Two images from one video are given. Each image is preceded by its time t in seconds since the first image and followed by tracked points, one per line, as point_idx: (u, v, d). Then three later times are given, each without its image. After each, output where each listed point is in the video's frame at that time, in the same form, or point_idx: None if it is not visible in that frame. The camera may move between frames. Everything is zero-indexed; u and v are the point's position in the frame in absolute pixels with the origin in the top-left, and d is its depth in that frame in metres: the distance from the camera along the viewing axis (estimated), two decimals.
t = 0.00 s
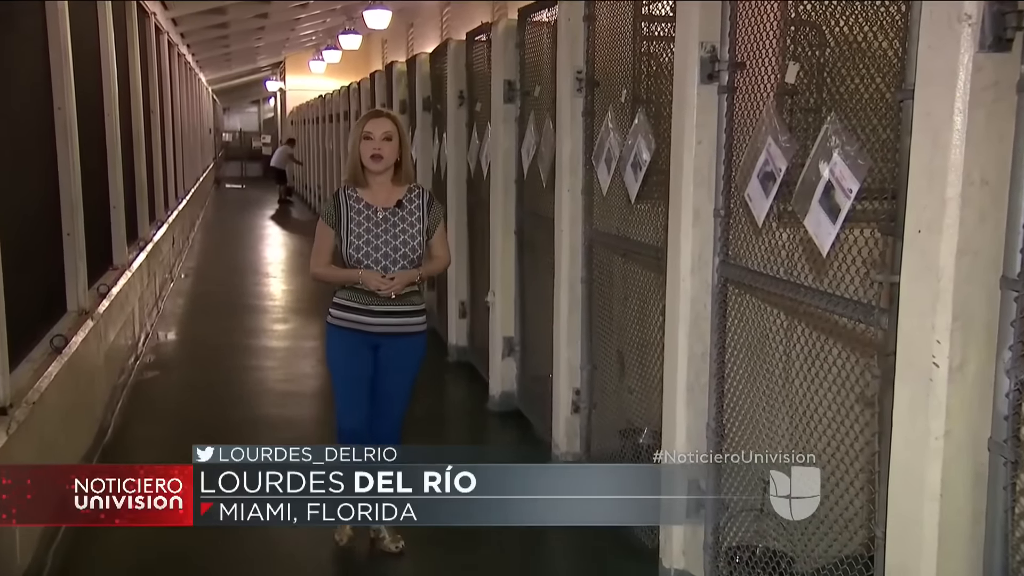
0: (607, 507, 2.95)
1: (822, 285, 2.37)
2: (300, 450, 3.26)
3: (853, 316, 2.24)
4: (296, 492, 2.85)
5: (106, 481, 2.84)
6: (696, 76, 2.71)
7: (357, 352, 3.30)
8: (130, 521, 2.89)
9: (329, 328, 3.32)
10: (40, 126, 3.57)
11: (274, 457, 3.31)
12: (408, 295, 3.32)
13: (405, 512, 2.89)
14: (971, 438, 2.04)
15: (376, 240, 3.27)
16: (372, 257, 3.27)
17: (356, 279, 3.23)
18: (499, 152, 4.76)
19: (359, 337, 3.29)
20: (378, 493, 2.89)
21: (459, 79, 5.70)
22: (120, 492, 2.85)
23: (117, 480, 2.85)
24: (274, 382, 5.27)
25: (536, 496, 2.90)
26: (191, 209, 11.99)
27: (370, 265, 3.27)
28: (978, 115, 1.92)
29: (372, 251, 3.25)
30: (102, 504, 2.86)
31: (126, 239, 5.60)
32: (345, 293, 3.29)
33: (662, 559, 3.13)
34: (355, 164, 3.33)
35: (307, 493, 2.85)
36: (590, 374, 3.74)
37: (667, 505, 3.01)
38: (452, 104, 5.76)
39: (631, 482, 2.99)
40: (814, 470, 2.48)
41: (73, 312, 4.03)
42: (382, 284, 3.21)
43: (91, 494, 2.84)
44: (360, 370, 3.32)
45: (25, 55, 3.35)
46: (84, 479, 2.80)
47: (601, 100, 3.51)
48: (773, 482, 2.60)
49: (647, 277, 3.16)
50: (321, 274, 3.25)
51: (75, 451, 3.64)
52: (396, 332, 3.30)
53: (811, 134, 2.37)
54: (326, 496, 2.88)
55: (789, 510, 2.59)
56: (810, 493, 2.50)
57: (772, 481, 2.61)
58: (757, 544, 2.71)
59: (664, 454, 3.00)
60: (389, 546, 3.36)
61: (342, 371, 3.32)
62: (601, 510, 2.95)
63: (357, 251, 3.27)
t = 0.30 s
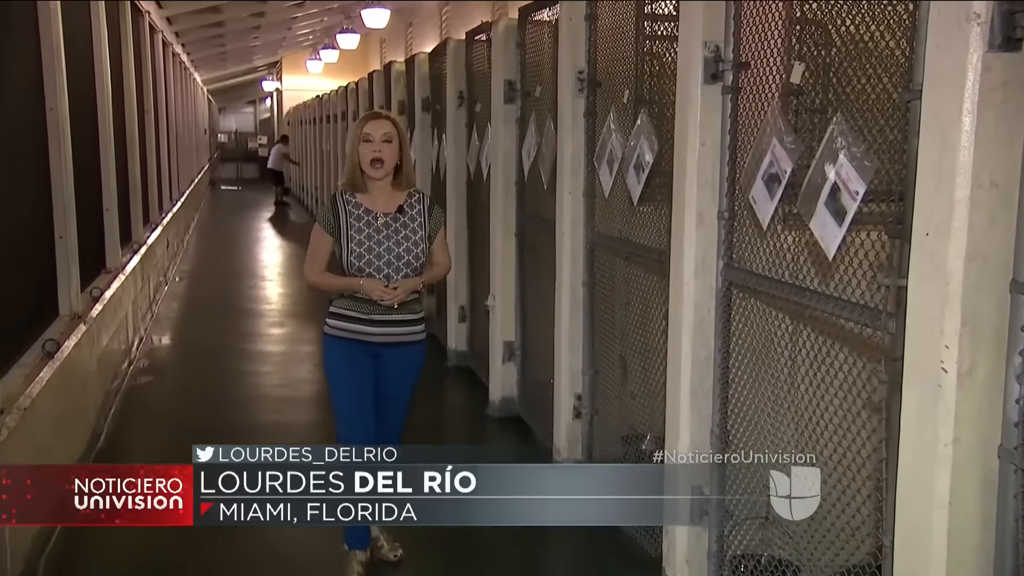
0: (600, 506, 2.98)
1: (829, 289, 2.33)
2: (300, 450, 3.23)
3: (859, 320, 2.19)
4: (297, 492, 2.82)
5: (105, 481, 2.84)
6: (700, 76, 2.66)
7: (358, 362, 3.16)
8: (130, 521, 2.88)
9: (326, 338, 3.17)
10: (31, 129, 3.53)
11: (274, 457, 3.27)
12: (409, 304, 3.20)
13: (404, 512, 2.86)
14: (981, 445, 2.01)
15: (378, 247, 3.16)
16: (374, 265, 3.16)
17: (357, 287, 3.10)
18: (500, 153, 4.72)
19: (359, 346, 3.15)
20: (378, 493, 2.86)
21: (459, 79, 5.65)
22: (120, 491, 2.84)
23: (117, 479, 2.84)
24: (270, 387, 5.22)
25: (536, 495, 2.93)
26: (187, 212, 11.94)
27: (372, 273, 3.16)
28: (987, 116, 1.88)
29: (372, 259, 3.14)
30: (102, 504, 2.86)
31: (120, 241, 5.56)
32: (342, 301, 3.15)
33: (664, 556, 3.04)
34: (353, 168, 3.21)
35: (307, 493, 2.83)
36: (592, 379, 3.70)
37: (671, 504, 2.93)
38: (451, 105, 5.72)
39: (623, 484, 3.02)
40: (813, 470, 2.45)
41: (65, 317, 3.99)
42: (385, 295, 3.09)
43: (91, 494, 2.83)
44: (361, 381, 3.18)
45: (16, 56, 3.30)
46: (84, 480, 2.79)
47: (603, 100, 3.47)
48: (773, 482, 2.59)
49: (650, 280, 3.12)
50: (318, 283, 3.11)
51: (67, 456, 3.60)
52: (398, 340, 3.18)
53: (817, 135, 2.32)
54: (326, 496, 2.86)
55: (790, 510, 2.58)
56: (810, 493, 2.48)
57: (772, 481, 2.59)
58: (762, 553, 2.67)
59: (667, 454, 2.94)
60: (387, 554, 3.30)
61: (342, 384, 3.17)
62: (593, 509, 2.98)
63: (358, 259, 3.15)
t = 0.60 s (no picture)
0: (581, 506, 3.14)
1: (835, 292, 2.28)
2: (299, 454, 3.19)
3: (867, 323, 2.15)
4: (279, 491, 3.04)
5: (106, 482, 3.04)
6: (704, 75, 2.62)
7: (351, 377, 2.98)
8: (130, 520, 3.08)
9: (316, 352, 2.99)
10: (22, 131, 3.48)
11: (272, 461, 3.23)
12: (404, 313, 3.04)
13: (387, 512, 3.02)
14: (989, 450, 1.97)
15: (370, 253, 3.00)
16: (366, 272, 3.00)
17: (350, 297, 2.95)
18: (500, 153, 4.68)
19: (351, 360, 2.98)
20: (360, 493, 2.99)
21: (458, 79, 5.61)
22: (122, 492, 3.04)
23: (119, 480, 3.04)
24: (265, 392, 5.17)
25: (520, 495, 3.14)
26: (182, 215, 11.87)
27: (365, 280, 3.00)
28: (997, 116, 1.84)
29: (365, 266, 2.99)
30: (102, 505, 3.08)
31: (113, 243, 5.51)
32: (332, 312, 2.99)
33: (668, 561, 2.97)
34: (342, 172, 3.08)
35: (288, 493, 3.02)
36: (594, 384, 3.66)
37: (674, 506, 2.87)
38: (450, 104, 5.67)
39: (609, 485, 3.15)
40: (814, 470, 2.43)
41: (56, 320, 3.95)
42: (382, 305, 2.94)
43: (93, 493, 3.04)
44: (355, 397, 3.00)
45: (6, 58, 3.26)
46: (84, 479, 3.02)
47: (605, 99, 3.43)
48: (773, 482, 2.56)
49: (653, 283, 3.08)
50: (308, 293, 2.96)
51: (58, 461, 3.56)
52: (393, 352, 3.01)
53: (824, 135, 2.28)
54: (308, 496, 3.02)
55: (789, 511, 2.57)
56: (809, 493, 2.46)
57: (772, 482, 2.57)
58: (769, 561, 2.62)
59: (670, 453, 2.90)
60: (387, 562, 3.25)
61: (336, 401, 2.98)
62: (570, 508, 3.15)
63: (349, 266, 3.00)
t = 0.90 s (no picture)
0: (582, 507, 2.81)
1: (842, 295, 2.23)
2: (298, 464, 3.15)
3: (875, 326, 2.10)
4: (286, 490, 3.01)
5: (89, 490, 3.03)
6: (708, 73, 2.58)
7: (336, 388, 2.88)
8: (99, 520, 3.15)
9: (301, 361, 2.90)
10: (13, 134, 3.44)
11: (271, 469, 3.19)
12: (392, 320, 2.94)
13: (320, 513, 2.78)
14: (999, 455, 1.92)
15: (352, 256, 2.89)
16: (348, 275, 2.89)
17: (319, 300, 2.83)
18: (499, 153, 4.63)
19: (338, 370, 2.87)
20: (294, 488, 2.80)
21: (457, 77, 5.58)
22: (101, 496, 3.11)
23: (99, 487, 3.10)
24: (261, 396, 5.12)
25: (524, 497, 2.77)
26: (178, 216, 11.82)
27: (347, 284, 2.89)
28: (1007, 114, 1.80)
29: (347, 268, 2.88)
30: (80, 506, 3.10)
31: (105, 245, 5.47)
32: (314, 319, 2.89)
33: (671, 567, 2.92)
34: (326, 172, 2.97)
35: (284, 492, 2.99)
36: (595, 389, 3.62)
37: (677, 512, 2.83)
38: (450, 103, 5.63)
39: (608, 485, 2.82)
40: (813, 470, 2.39)
41: (47, 322, 3.91)
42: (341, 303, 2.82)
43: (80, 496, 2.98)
44: (343, 408, 2.90)
45: None
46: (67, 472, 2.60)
47: (607, 98, 3.39)
48: (773, 483, 2.51)
49: (656, 285, 3.04)
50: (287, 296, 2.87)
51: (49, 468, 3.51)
52: (380, 361, 2.91)
53: (830, 135, 2.23)
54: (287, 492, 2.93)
55: (791, 511, 2.48)
56: (810, 493, 2.41)
57: (772, 482, 2.52)
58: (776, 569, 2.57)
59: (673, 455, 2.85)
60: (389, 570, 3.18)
61: (323, 413, 2.89)
62: (573, 512, 2.83)
63: (331, 268, 2.89)
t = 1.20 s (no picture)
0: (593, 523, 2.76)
1: (849, 297, 2.19)
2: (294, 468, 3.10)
3: (882, 329, 2.06)
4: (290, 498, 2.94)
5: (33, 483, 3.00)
6: (711, 70, 2.54)
7: (329, 397, 2.80)
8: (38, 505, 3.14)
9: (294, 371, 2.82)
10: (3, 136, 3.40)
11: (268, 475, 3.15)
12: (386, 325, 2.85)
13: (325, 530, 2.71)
14: (1008, 461, 1.88)
15: (342, 259, 2.79)
16: (338, 281, 2.78)
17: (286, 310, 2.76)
18: (499, 152, 4.59)
19: (331, 377, 2.79)
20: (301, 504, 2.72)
21: (456, 74, 5.53)
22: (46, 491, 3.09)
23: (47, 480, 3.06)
24: (256, 400, 5.08)
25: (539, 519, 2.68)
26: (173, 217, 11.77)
27: (337, 290, 2.78)
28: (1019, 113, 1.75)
29: (337, 273, 2.78)
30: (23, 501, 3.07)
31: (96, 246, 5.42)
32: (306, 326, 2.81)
33: (673, 575, 2.87)
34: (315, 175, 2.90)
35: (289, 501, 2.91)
36: (597, 393, 3.58)
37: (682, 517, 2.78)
38: (449, 101, 5.59)
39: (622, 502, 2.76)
40: (813, 470, 2.37)
41: (37, 325, 3.87)
42: (297, 312, 2.72)
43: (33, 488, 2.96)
44: (338, 417, 2.82)
45: None
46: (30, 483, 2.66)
47: (609, 95, 3.36)
48: (773, 482, 2.52)
49: (658, 287, 3.00)
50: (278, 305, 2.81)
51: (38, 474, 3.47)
52: (375, 366, 2.81)
53: (837, 133, 2.19)
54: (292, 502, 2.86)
55: (788, 510, 2.50)
56: (809, 493, 2.40)
57: (772, 482, 2.52)
58: None
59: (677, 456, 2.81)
60: None
61: (317, 421, 2.81)
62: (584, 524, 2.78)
63: (320, 273, 2.78)
